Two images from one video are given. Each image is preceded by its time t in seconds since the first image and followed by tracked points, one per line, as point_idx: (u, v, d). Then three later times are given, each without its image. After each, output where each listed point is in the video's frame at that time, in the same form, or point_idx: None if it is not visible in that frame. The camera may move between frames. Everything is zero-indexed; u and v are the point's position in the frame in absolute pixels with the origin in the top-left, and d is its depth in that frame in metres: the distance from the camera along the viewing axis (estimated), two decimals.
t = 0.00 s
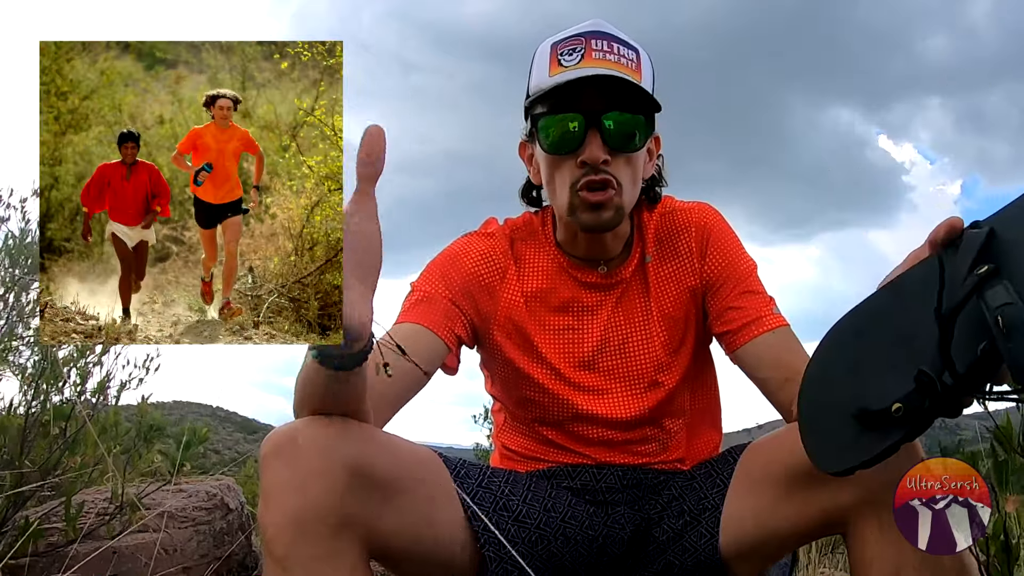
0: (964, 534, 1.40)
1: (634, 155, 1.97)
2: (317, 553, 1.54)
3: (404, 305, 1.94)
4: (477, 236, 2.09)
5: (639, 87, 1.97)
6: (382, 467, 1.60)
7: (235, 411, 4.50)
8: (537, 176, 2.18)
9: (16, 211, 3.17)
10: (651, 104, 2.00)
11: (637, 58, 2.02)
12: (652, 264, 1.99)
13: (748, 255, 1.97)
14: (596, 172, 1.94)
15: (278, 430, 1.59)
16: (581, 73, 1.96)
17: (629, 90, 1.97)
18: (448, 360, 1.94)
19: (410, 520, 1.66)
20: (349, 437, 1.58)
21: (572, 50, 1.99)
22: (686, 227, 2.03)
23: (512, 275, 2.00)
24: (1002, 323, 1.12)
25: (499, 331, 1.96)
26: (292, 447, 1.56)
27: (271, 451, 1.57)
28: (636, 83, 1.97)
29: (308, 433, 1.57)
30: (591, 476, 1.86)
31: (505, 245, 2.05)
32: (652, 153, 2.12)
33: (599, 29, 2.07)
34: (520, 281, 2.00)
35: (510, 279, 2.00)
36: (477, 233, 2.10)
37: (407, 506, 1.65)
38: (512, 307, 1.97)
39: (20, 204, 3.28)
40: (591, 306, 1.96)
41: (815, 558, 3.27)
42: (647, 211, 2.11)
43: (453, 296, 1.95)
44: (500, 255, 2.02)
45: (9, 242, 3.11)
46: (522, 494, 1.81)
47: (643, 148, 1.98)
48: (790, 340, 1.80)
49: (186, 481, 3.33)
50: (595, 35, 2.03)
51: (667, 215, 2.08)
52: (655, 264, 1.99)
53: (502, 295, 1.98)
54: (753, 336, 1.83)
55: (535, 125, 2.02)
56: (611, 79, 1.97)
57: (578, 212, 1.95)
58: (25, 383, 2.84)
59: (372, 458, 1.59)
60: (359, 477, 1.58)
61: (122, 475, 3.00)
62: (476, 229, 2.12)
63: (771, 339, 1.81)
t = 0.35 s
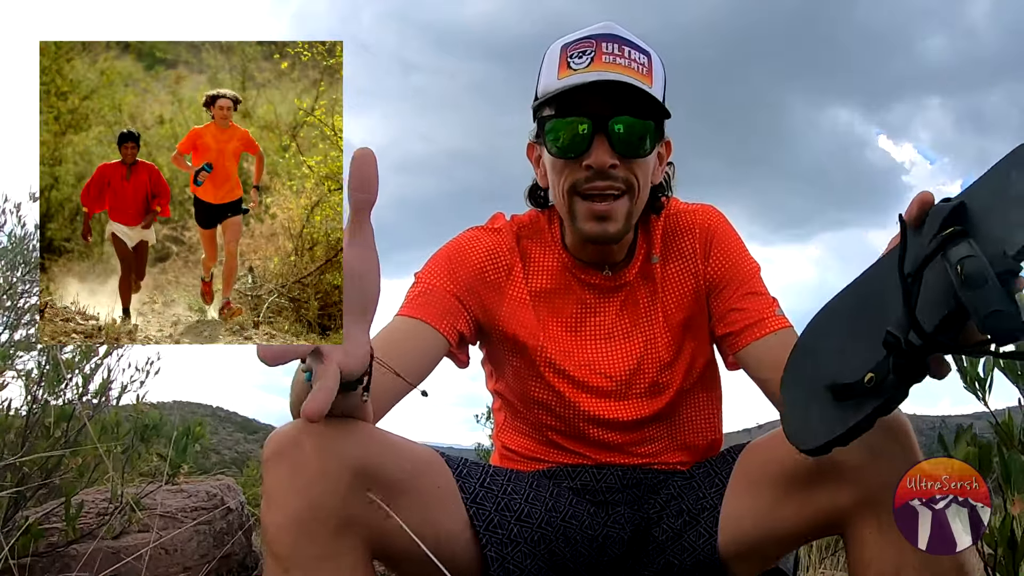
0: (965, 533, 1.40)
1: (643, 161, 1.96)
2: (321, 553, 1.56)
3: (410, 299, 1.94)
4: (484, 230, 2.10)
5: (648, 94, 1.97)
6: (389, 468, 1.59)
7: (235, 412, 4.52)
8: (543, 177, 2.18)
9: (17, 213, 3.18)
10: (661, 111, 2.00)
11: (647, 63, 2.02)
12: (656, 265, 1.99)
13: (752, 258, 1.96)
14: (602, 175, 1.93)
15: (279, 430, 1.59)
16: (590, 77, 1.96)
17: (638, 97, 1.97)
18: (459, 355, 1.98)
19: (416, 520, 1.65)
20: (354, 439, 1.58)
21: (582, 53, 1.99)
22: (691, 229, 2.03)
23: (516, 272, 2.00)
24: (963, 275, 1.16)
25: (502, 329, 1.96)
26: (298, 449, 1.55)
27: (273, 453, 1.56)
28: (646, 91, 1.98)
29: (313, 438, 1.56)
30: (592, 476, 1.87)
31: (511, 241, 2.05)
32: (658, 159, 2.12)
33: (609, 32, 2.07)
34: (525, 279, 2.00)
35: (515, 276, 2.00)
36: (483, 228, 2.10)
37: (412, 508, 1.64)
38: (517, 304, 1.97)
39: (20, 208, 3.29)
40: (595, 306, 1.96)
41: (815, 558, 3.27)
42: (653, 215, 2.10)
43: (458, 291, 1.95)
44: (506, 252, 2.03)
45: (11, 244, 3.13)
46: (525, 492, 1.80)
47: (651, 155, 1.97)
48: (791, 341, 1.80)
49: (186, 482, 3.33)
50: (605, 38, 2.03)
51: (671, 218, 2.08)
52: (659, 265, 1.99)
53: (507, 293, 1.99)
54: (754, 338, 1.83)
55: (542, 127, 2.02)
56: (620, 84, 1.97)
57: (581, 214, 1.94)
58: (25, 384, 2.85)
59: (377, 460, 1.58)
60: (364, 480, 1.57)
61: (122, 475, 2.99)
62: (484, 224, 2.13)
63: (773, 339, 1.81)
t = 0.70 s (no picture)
0: (965, 533, 1.40)
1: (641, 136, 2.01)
2: (340, 553, 1.53)
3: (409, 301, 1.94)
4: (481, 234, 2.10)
5: (648, 66, 2.02)
6: (406, 468, 1.60)
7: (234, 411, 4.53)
8: (540, 172, 2.17)
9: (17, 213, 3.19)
10: (659, 85, 2.05)
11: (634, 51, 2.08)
12: (656, 267, 1.99)
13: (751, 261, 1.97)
14: (614, 150, 1.94)
15: (299, 427, 1.58)
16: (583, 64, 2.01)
17: (638, 71, 2.02)
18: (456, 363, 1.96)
19: (433, 518, 1.67)
20: (374, 437, 1.57)
21: (573, 44, 2.05)
22: (693, 234, 2.03)
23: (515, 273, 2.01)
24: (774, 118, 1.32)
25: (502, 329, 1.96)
26: (320, 445, 1.54)
27: (294, 448, 1.55)
28: (646, 63, 2.02)
29: (335, 433, 1.55)
30: (591, 474, 1.86)
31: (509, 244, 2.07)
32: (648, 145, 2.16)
33: (593, 28, 2.13)
34: (524, 278, 2.01)
35: (515, 277, 2.01)
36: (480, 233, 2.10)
37: (427, 507, 1.66)
38: (517, 303, 1.98)
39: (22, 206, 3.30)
40: (593, 306, 1.96)
41: (815, 558, 3.27)
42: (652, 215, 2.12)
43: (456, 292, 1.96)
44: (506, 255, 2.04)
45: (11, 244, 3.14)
46: (531, 496, 1.80)
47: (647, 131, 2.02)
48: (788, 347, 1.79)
49: (185, 482, 3.33)
50: (592, 32, 2.09)
51: (673, 222, 2.09)
52: (658, 266, 1.99)
53: (507, 292, 2.00)
54: (752, 344, 1.83)
55: (545, 116, 2.03)
56: (617, 65, 2.01)
57: (599, 188, 1.94)
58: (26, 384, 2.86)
59: (396, 457, 1.58)
60: (383, 478, 1.57)
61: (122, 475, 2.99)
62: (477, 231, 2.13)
63: (770, 345, 1.81)
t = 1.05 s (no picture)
0: (965, 534, 1.40)
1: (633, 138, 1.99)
2: (342, 552, 1.53)
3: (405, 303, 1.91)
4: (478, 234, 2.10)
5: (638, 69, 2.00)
6: (406, 467, 1.60)
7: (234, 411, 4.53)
8: (533, 173, 2.18)
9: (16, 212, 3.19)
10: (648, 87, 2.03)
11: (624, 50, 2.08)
12: (652, 266, 1.99)
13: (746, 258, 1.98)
14: (601, 153, 1.94)
15: (300, 426, 1.57)
16: (572, 65, 2.00)
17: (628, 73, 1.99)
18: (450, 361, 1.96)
19: (433, 518, 1.67)
20: (376, 436, 1.57)
21: (562, 45, 2.05)
22: (689, 232, 2.03)
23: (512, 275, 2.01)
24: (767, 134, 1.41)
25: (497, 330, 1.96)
26: (322, 444, 1.54)
27: (295, 448, 1.55)
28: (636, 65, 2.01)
29: (337, 433, 1.55)
30: (590, 474, 1.86)
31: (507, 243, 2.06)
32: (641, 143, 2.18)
33: (585, 26, 2.12)
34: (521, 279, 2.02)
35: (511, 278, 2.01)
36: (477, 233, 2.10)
37: (428, 507, 1.66)
38: (513, 305, 1.98)
39: (22, 206, 3.30)
40: (589, 306, 1.96)
41: (814, 558, 3.27)
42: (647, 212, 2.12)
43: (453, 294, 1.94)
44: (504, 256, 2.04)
45: (10, 244, 3.14)
46: (530, 497, 1.80)
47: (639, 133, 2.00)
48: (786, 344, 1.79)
49: (185, 482, 3.32)
50: (582, 31, 2.08)
51: (670, 220, 2.08)
52: (654, 266, 1.99)
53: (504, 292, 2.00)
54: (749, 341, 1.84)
55: (533, 119, 2.04)
56: (605, 69, 2.00)
57: (587, 192, 1.94)
58: (26, 383, 2.85)
59: (397, 457, 1.58)
60: (384, 477, 1.57)
61: (122, 475, 2.99)
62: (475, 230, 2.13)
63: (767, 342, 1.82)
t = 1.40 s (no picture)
0: (965, 531, 1.40)
1: (633, 141, 1.97)
2: (343, 552, 1.53)
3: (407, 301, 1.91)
4: (482, 231, 2.10)
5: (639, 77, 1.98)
6: (403, 467, 1.59)
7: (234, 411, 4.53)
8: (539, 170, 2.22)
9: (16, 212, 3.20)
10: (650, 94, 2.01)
11: (640, 54, 2.02)
12: (656, 266, 1.99)
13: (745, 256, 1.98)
14: (591, 153, 1.94)
15: (298, 426, 1.57)
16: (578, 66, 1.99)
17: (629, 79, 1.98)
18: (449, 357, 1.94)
19: (432, 519, 1.66)
20: (376, 436, 1.56)
21: (574, 45, 2.00)
22: (691, 233, 2.03)
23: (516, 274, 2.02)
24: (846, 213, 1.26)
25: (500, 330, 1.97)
26: (321, 445, 1.54)
27: (295, 448, 1.54)
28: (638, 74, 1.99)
29: (337, 433, 1.55)
30: (590, 476, 1.86)
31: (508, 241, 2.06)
32: (652, 153, 2.15)
33: (606, 27, 2.06)
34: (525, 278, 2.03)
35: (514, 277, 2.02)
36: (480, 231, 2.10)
37: (427, 507, 1.65)
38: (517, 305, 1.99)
39: (21, 206, 3.31)
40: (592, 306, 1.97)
41: (814, 558, 3.27)
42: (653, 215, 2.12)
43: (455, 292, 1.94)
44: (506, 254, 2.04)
45: (10, 244, 3.14)
46: (528, 500, 1.80)
47: (638, 135, 1.97)
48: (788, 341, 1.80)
49: (185, 482, 3.32)
50: (598, 31, 2.02)
51: (673, 221, 2.09)
52: (657, 265, 1.99)
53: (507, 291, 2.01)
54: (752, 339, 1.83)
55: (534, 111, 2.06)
56: (607, 73, 1.99)
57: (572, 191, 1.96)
58: (25, 382, 2.85)
59: (397, 457, 1.58)
60: (384, 477, 1.57)
61: (122, 475, 2.99)
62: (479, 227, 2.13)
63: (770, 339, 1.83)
